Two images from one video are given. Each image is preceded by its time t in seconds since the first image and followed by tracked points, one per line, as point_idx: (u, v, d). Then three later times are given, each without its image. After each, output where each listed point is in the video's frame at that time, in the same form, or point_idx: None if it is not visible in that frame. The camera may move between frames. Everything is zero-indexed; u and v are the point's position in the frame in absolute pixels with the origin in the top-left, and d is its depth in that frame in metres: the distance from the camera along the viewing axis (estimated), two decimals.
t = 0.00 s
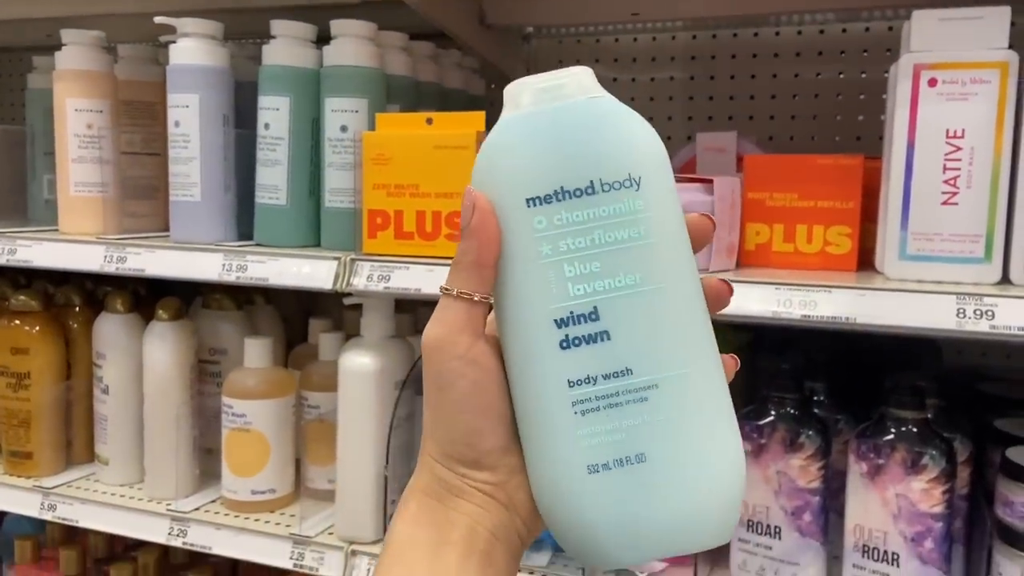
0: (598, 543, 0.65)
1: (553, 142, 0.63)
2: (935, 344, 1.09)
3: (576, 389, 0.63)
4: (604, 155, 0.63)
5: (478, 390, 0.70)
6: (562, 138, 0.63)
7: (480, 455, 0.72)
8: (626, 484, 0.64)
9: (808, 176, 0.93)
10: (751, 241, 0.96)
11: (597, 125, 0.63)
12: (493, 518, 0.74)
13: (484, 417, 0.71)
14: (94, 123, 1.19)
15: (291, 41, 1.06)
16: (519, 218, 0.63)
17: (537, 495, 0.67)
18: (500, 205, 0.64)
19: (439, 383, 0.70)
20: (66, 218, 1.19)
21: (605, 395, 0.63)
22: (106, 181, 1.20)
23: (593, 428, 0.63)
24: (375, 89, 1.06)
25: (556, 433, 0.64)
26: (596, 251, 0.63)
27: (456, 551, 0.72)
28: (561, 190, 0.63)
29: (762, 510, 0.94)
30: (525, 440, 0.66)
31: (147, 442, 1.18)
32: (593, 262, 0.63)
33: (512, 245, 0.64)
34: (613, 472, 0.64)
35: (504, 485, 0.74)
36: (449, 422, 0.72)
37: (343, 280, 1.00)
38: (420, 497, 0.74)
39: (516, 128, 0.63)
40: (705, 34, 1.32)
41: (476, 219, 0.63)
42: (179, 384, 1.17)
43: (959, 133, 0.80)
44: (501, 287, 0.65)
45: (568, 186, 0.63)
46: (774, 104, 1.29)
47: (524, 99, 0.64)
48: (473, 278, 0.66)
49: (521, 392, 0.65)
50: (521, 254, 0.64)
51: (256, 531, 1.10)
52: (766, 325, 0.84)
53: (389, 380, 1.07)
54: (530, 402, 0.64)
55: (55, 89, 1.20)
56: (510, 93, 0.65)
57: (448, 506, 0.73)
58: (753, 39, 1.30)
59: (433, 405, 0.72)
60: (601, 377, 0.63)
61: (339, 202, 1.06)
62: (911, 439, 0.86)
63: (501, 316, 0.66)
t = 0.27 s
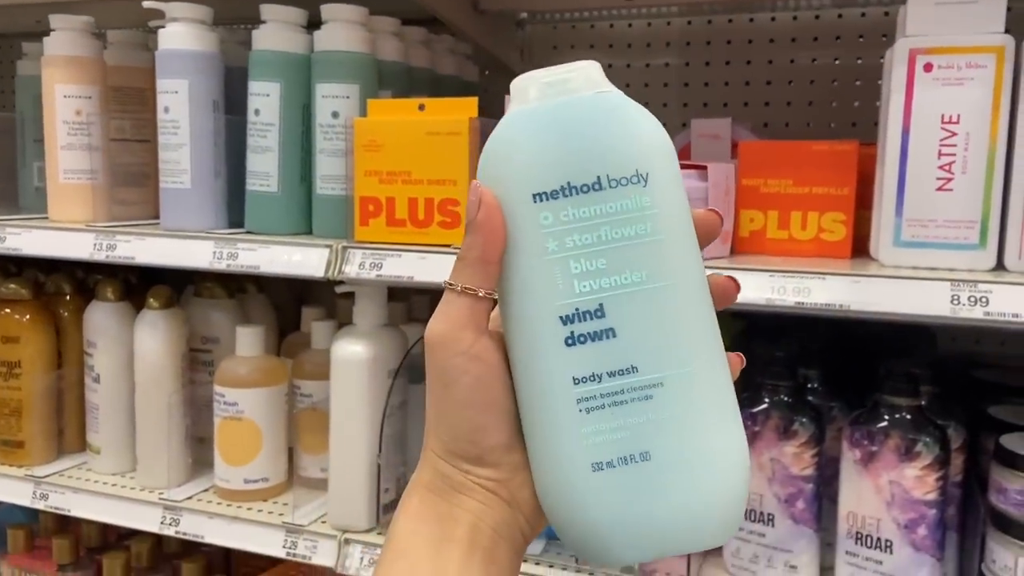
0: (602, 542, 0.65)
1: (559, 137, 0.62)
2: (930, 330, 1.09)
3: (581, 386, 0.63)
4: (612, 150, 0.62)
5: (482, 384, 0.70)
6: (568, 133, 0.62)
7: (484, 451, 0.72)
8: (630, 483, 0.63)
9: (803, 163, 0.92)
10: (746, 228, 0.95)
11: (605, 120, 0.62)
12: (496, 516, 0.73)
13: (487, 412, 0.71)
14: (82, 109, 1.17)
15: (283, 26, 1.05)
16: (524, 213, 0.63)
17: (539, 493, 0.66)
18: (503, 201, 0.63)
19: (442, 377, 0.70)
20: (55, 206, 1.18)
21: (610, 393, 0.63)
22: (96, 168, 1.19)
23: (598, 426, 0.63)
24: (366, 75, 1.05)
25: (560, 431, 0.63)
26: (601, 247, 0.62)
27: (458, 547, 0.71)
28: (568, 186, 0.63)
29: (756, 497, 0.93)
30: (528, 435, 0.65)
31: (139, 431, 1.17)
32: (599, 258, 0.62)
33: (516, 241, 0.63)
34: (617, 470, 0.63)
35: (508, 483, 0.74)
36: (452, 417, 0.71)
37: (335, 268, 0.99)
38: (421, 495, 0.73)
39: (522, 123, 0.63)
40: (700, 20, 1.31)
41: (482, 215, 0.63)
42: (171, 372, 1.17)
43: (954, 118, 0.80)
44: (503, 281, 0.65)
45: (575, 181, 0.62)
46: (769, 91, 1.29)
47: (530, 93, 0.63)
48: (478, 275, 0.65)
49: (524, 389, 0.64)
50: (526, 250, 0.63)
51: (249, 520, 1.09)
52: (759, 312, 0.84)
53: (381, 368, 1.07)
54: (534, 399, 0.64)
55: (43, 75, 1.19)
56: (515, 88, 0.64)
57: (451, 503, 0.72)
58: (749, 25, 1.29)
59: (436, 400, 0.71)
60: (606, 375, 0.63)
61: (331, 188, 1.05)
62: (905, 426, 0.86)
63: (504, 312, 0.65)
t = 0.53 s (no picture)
0: (584, 553, 0.65)
1: (564, 135, 0.61)
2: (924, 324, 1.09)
3: (574, 397, 0.62)
4: (617, 155, 0.61)
5: (472, 386, 0.69)
6: (574, 132, 0.61)
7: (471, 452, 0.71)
8: (616, 497, 0.63)
9: (797, 156, 0.92)
10: (740, 222, 0.95)
11: (614, 123, 0.61)
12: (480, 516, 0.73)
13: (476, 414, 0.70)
14: (73, 101, 1.16)
15: (275, 16, 1.04)
16: (524, 215, 0.62)
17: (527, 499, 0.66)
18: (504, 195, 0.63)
19: (432, 377, 0.69)
20: (47, 198, 1.18)
21: (603, 405, 0.62)
22: (87, 160, 1.18)
23: (589, 437, 0.62)
24: (358, 67, 1.04)
25: (551, 440, 0.63)
26: (600, 256, 0.62)
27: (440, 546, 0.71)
28: (571, 189, 0.62)
29: (749, 491, 0.93)
30: (519, 439, 0.65)
31: (131, 425, 1.17)
32: (597, 267, 0.62)
33: (516, 241, 0.63)
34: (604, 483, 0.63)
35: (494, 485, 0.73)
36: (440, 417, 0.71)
37: (327, 262, 0.99)
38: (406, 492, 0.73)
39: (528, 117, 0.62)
40: (695, 11, 1.31)
41: (481, 213, 0.62)
42: (163, 366, 1.16)
43: (949, 111, 0.79)
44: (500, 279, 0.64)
45: (578, 185, 0.62)
46: (765, 83, 1.28)
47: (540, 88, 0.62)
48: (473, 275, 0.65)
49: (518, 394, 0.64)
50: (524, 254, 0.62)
51: (242, 514, 1.09)
52: (753, 306, 0.84)
53: (374, 362, 1.06)
54: (528, 406, 0.63)
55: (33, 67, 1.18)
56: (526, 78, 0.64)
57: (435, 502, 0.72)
58: (744, 16, 1.28)
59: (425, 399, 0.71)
60: (599, 387, 0.62)
61: (323, 181, 1.04)
62: (899, 420, 0.86)
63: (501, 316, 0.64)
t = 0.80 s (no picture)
0: None
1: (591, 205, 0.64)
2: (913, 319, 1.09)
3: (587, 427, 0.62)
4: (635, 220, 0.64)
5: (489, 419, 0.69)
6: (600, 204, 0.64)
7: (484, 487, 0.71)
8: (622, 529, 0.62)
9: (788, 151, 0.92)
10: (730, 217, 0.95)
11: (636, 200, 0.64)
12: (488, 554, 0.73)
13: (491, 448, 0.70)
14: (62, 96, 1.16)
15: (263, 10, 1.04)
16: (547, 261, 0.63)
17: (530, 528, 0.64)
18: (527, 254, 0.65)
19: (450, 408, 0.69)
20: (36, 193, 1.17)
21: (616, 437, 0.62)
22: (76, 155, 1.17)
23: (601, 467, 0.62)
24: (348, 61, 1.04)
25: (562, 466, 0.62)
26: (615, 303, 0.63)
27: None
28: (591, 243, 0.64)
29: (740, 487, 0.93)
30: (528, 467, 0.64)
31: (123, 422, 1.17)
32: (611, 313, 0.63)
33: (537, 284, 0.64)
34: (612, 511, 0.62)
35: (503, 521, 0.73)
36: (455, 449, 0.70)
37: (317, 257, 0.99)
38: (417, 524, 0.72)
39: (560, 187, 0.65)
40: (689, 6, 1.30)
41: (510, 259, 0.64)
42: (154, 362, 1.16)
43: (939, 106, 0.79)
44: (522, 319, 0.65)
45: (598, 242, 0.64)
46: (758, 78, 1.28)
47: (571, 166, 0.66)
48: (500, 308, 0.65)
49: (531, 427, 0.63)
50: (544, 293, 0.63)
51: (233, 509, 1.09)
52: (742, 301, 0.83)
53: (365, 358, 1.06)
54: (538, 432, 0.63)
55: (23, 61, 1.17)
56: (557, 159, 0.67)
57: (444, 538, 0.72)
58: (737, 11, 1.28)
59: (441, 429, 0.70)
60: (613, 420, 0.62)
61: (313, 176, 1.04)
62: (888, 416, 0.86)
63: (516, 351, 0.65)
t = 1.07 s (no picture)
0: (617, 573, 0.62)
1: (601, 181, 0.63)
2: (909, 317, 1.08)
3: (610, 412, 0.62)
4: (651, 195, 0.63)
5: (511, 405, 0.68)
6: (611, 179, 0.63)
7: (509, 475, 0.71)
8: (651, 514, 0.61)
9: (783, 148, 0.91)
10: (726, 215, 0.94)
11: (651, 175, 0.63)
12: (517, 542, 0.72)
13: (515, 434, 0.69)
14: (56, 91, 1.15)
15: (257, 5, 1.04)
16: (562, 245, 0.63)
17: (557, 518, 0.64)
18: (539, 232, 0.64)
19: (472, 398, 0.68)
20: (29, 189, 1.17)
21: (638, 421, 0.62)
22: (70, 151, 1.17)
23: (626, 452, 0.61)
24: (342, 57, 1.03)
25: (586, 453, 0.62)
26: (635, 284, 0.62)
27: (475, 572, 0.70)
28: (608, 223, 0.62)
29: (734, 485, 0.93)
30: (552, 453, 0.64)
31: (117, 419, 1.16)
32: (630, 295, 0.62)
33: (555, 270, 0.63)
34: (639, 496, 0.61)
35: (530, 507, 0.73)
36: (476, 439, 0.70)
37: (311, 254, 0.98)
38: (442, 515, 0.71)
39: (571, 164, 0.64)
40: (686, 3, 1.30)
41: (527, 242, 0.63)
42: (148, 359, 1.16)
43: (934, 103, 0.78)
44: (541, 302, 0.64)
45: (616, 222, 0.62)
46: (755, 75, 1.27)
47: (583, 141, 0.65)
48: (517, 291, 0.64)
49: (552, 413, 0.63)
50: (561, 278, 0.63)
51: (226, 507, 1.09)
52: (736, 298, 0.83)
53: (359, 355, 1.06)
54: (561, 421, 0.62)
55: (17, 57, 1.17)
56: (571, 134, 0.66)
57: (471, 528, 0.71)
58: (735, 8, 1.27)
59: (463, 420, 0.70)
60: (635, 404, 0.62)
61: (306, 172, 1.04)
62: (882, 414, 0.85)
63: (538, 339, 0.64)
